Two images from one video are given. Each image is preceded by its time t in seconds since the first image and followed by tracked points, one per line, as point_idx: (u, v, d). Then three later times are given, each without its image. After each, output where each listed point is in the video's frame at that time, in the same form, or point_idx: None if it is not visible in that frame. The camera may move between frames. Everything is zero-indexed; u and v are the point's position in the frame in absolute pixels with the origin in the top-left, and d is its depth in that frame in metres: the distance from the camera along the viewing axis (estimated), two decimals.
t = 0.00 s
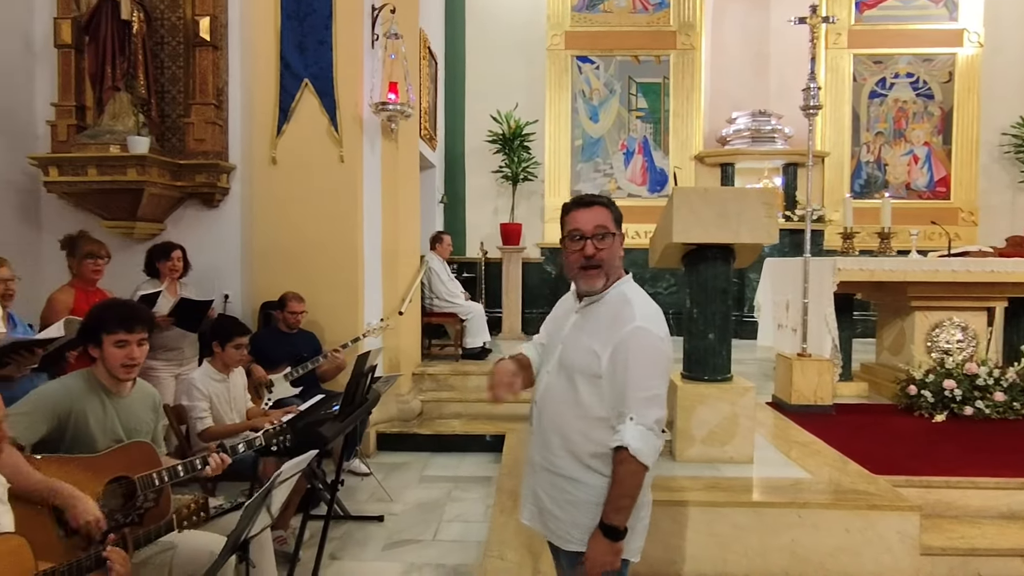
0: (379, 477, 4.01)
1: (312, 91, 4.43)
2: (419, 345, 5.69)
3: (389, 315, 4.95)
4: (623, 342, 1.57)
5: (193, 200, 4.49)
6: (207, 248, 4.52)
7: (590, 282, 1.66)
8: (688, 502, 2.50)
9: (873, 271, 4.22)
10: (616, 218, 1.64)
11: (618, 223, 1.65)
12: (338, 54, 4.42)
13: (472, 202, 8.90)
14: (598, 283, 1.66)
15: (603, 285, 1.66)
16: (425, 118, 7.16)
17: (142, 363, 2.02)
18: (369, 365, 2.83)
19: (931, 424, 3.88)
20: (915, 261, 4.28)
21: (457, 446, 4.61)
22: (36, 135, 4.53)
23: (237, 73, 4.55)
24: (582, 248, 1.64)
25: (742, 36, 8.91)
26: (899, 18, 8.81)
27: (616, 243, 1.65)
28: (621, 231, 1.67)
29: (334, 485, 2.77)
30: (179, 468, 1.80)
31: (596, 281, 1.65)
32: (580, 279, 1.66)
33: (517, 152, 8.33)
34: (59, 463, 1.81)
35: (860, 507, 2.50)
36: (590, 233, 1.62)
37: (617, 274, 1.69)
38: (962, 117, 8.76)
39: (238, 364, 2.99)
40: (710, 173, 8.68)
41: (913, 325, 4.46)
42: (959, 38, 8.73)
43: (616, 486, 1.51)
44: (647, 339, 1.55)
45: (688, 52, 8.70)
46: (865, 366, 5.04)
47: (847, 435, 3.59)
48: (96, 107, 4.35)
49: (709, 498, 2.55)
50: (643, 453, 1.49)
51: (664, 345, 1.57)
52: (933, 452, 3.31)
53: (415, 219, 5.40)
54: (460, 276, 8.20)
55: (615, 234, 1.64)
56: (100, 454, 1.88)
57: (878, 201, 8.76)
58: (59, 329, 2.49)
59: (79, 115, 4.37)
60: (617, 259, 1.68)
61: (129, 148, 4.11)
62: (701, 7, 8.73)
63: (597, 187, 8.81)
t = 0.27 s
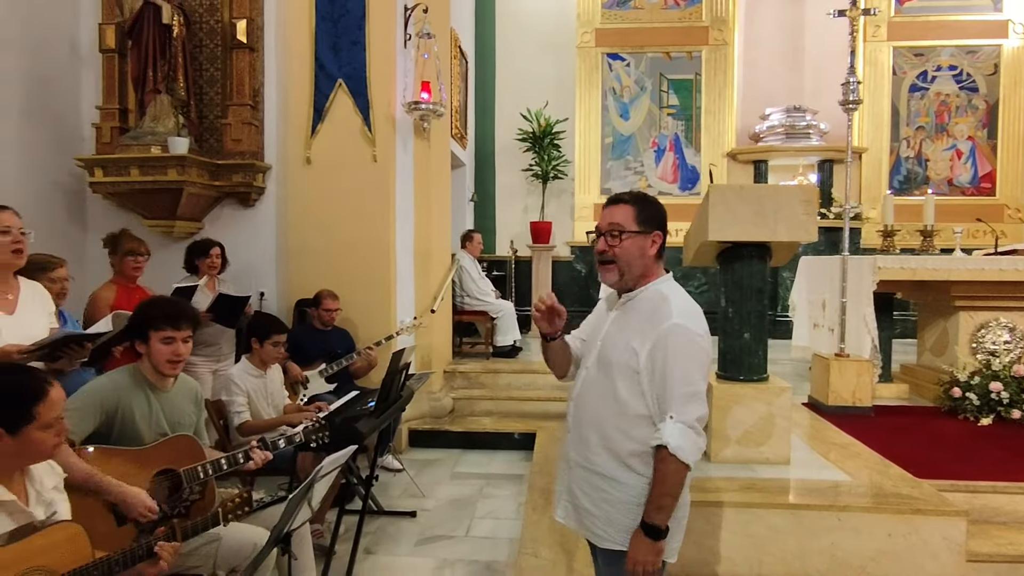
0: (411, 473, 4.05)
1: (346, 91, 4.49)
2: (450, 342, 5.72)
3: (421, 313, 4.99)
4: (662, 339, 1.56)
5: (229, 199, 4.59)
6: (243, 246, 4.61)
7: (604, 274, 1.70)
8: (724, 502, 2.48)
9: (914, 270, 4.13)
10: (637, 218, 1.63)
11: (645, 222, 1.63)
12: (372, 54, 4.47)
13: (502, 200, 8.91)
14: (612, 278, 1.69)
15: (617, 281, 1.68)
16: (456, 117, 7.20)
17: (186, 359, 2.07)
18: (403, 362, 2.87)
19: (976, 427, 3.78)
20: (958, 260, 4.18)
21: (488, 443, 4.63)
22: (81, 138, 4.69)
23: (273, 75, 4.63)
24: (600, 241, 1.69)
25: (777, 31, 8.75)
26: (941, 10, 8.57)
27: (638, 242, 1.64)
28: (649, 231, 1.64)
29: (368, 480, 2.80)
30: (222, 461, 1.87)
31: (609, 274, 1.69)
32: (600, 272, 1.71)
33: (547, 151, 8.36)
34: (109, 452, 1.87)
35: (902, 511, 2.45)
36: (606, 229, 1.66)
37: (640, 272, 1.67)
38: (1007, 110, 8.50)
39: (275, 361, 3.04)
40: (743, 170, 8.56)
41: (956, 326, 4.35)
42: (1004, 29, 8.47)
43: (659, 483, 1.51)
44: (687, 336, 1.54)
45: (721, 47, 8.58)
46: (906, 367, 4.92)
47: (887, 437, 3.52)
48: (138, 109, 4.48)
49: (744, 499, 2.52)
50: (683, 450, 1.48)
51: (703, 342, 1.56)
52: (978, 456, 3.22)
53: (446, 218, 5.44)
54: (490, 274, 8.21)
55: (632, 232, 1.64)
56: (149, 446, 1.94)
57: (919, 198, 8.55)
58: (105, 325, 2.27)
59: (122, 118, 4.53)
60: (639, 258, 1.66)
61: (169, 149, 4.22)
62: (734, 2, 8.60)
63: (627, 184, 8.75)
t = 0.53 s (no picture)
0: (447, 469, 4.08)
1: (383, 91, 4.53)
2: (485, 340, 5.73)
3: (457, 311, 5.01)
4: (692, 337, 1.54)
5: (270, 199, 4.66)
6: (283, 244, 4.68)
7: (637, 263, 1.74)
8: (763, 504, 2.44)
9: (965, 268, 4.00)
10: (668, 214, 1.63)
11: (676, 219, 1.62)
12: (408, 54, 4.50)
13: (536, 198, 8.90)
14: (641, 268, 1.72)
15: (645, 273, 1.71)
16: (490, 116, 7.21)
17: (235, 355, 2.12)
18: (440, 359, 2.89)
19: None
20: (1012, 258, 4.04)
21: (523, 441, 4.63)
22: (127, 139, 4.83)
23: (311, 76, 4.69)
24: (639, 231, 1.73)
25: (817, 23, 8.54)
26: None
27: (665, 238, 1.63)
28: (680, 229, 1.62)
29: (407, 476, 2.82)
30: (268, 456, 1.90)
31: (639, 264, 1.72)
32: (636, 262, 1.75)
33: (581, 149, 8.32)
34: (164, 444, 1.94)
35: (951, 517, 2.38)
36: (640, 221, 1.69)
37: (666, 269, 1.66)
38: None
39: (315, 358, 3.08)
40: (780, 167, 8.38)
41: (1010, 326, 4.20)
42: None
43: (687, 482, 1.49)
44: (717, 335, 1.51)
45: (759, 41, 8.41)
46: (954, 369, 4.78)
47: (935, 441, 3.42)
48: (182, 111, 4.60)
49: (786, 502, 2.47)
50: (711, 451, 1.46)
51: (736, 341, 1.53)
52: None
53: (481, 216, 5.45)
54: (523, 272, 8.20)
55: (660, 227, 1.64)
56: (199, 440, 2.01)
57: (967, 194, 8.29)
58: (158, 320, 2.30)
59: (167, 119, 4.64)
60: (663, 255, 1.65)
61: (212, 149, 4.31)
62: None
63: (662, 182, 8.64)
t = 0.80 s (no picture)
0: (485, 467, 4.10)
1: (423, 90, 4.56)
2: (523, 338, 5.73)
3: (496, 309, 5.02)
4: (728, 334, 1.52)
5: (312, 197, 4.75)
6: (324, 242, 4.76)
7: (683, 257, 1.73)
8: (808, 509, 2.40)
9: None
10: (716, 210, 1.61)
11: (724, 216, 1.60)
12: (447, 53, 4.53)
13: (574, 196, 8.87)
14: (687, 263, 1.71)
15: (691, 268, 1.70)
16: (528, 113, 7.20)
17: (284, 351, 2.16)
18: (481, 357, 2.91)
19: None
20: None
21: (561, 440, 4.62)
22: (177, 140, 4.97)
23: (353, 76, 4.75)
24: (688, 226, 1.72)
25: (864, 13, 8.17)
26: None
27: (712, 233, 1.61)
28: (728, 225, 1.60)
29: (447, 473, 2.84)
30: (314, 449, 1.95)
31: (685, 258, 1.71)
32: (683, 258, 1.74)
33: (619, 146, 8.26)
34: (213, 438, 1.99)
35: (1010, 527, 2.30)
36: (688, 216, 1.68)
37: (711, 265, 1.63)
38: None
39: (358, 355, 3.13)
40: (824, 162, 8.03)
41: None
42: None
43: (711, 477, 1.46)
44: (751, 332, 1.48)
45: (803, 34, 8.24)
46: (1013, 372, 4.60)
47: (993, 447, 3.30)
48: (228, 113, 4.72)
49: (833, 508, 2.41)
50: (739, 449, 1.43)
51: (773, 339, 1.48)
52: None
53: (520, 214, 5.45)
54: (560, 271, 8.17)
55: (707, 223, 1.62)
56: (247, 434, 2.05)
57: None
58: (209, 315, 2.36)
59: (213, 120, 4.76)
60: (708, 250, 1.63)
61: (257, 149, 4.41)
62: None
63: (702, 179, 8.49)
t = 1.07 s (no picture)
0: (522, 465, 4.10)
1: (461, 89, 4.58)
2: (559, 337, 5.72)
3: (533, 307, 5.01)
4: (774, 334, 1.48)
5: (352, 196, 4.82)
6: (363, 240, 4.81)
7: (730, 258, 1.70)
8: (855, 516, 2.34)
9: None
10: (758, 210, 1.58)
11: (767, 215, 1.56)
12: (486, 52, 4.54)
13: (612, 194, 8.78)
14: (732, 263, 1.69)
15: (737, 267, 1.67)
16: (566, 111, 7.17)
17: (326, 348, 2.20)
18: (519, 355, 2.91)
19: None
20: None
21: (598, 439, 4.59)
22: (222, 141, 5.09)
23: (392, 77, 4.79)
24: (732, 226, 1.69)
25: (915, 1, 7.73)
26: None
27: (756, 234, 1.58)
28: (772, 224, 1.56)
29: (484, 471, 2.86)
30: (354, 446, 1.98)
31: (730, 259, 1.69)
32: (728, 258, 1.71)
33: (658, 143, 8.16)
34: (257, 434, 2.03)
35: None
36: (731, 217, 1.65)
37: (756, 265, 1.60)
38: None
39: (396, 352, 3.16)
40: (872, 158, 7.73)
41: None
42: None
43: (756, 479, 1.44)
44: (798, 332, 1.44)
45: (851, 25, 7.99)
46: None
47: None
48: (271, 114, 4.81)
49: (884, 515, 2.34)
50: (787, 451, 1.40)
51: (821, 339, 1.44)
52: None
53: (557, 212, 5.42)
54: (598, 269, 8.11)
55: (751, 223, 1.59)
56: (291, 430, 2.09)
57: None
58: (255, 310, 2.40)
59: (257, 121, 4.86)
60: (751, 251, 1.60)
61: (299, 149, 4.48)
62: None
63: (743, 176, 8.34)
